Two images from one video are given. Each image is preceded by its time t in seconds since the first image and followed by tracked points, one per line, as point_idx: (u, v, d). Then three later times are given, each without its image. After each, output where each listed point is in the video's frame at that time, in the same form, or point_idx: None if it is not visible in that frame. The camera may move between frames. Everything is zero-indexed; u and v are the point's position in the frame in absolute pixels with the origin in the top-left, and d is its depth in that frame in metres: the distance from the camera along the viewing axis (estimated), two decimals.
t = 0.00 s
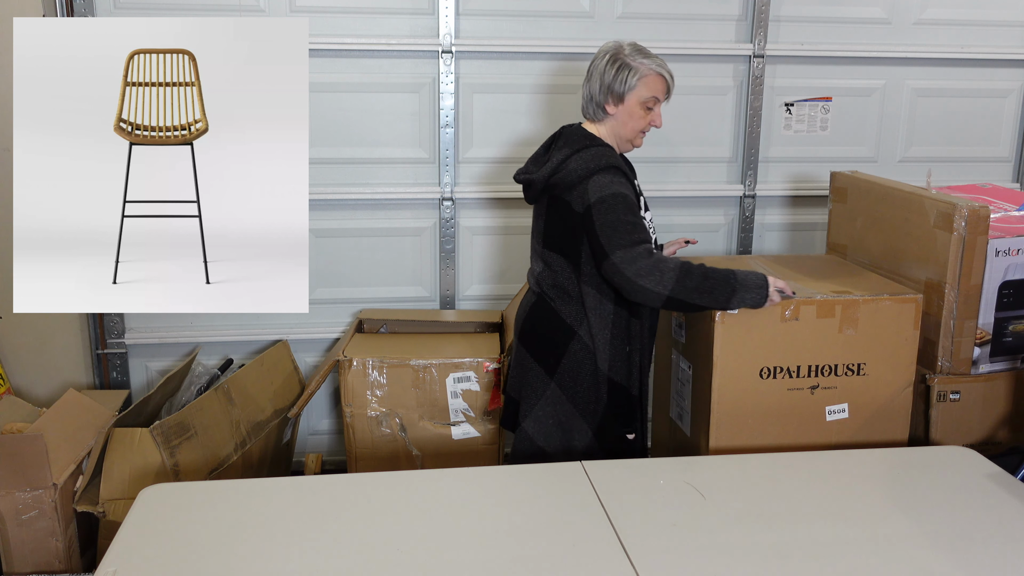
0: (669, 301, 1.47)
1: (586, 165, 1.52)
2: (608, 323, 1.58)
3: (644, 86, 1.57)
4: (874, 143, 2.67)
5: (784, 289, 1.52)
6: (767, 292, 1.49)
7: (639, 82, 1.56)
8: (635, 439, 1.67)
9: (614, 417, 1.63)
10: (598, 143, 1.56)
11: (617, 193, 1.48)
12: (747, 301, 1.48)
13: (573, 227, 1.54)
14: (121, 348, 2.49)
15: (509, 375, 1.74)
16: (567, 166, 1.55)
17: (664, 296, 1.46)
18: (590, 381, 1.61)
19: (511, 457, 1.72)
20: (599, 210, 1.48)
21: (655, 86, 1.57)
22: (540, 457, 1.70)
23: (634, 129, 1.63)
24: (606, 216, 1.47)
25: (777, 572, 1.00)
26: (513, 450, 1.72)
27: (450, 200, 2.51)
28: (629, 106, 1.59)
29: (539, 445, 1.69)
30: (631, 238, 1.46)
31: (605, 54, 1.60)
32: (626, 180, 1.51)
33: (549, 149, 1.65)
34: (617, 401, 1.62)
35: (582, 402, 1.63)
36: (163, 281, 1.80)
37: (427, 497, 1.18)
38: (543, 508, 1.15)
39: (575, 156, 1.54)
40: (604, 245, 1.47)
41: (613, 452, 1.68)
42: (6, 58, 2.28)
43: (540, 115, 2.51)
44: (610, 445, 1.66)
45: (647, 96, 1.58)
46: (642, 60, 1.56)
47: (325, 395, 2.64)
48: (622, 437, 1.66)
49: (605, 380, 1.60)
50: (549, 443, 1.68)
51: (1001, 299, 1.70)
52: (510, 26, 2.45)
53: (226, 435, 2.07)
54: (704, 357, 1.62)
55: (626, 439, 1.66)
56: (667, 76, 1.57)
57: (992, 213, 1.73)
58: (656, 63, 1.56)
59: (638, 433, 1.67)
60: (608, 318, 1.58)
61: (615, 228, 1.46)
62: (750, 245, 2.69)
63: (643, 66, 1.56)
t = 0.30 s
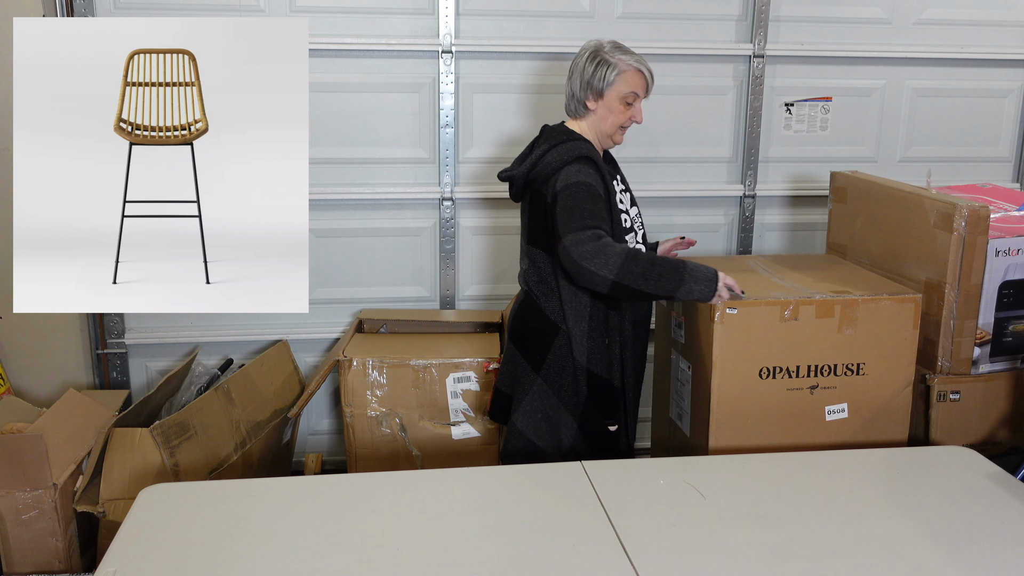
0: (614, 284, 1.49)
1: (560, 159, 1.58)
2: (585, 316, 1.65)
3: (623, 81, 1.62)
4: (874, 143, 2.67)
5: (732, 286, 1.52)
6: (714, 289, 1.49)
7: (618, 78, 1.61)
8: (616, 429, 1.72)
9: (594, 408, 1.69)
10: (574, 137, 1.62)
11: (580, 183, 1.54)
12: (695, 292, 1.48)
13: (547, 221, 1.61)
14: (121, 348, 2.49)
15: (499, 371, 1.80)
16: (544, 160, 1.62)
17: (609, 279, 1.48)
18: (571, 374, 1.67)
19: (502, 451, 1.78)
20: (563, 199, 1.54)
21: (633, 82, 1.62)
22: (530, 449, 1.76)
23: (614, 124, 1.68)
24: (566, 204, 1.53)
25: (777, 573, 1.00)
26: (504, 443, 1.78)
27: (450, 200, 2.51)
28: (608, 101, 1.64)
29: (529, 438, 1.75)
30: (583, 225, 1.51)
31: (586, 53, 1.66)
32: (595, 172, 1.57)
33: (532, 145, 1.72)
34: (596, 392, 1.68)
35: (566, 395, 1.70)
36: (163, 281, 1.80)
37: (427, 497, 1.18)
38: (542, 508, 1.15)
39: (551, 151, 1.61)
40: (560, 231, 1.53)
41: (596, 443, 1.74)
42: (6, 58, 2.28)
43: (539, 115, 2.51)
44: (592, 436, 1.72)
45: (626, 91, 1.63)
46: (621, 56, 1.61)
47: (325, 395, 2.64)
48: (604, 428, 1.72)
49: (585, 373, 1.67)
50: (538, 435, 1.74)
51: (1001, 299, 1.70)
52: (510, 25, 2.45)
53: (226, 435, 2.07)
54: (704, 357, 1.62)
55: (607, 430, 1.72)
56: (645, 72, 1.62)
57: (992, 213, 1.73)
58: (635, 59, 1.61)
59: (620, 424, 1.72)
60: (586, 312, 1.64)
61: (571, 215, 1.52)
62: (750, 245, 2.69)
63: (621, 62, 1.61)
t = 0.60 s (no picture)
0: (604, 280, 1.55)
1: (542, 159, 1.61)
2: (570, 313, 1.67)
3: (614, 76, 1.66)
4: (874, 144, 2.67)
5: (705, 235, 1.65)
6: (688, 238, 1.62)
7: (610, 74, 1.65)
8: (604, 425, 1.75)
9: (583, 403, 1.72)
10: (557, 136, 1.65)
11: (562, 187, 1.57)
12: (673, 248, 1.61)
13: (533, 222, 1.64)
14: (121, 348, 2.50)
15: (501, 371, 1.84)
16: (528, 162, 1.65)
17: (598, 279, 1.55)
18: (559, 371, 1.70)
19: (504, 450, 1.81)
20: (547, 205, 1.57)
21: (622, 76, 1.67)
22: (532, 447, 1.78)
23: (608, 119, 1.72)
24: (551, 211, 1.56)
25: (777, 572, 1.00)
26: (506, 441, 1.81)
27: (450, 200, 2.51)
28: (604, 97, 1.67)
29: (531, 437, 1.77)
30: (568, 233, 1.55)
31: (568, 54, 1.68)
32: (577, 171, 1.60)
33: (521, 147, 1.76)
34: (586, 388, 1.71)
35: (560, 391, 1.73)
36: (163, 281, 1.80)
37: (427, 497, 1.18)
38: (542, 508, 1.15)
39: (536, 153, 1.65)
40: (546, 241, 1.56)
41: (588, 440, 1.76)
42: (7, 58, 2.28)
43: (538, 115, 2.51)
44: (582, 432, 1.75)
45: (618, 85, 1.67)
46: (608, 53, 1.65)
47: (325, 395, 2.64)
48: (593, 424, 1.74)
49: (572, 369, 1.69)
50: (539, 431, 1.76)
51: (1001, 299, 1.70)
52: (510, 26, 2.45)
53: (226, 435, 2.07)
54: (705, 357, 1.63)
55: (595, 426, 1.75)
56: (630, 65, 1.67)
57: (992, 213, 1.73)
58: (620, 54, 1.66)
59: (607, 418, 1.74)
60: (572, 309, 1.67)
61: (556, 222, 1.55)
62: (750, 245, 2.69)
63: (610, 58, 1.64)
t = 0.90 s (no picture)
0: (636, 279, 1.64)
1: (555, 156, 1.65)
2: (573, 311, 1.70)
3: (615, 74, 1.72)
4: (874, 144, 2.67)
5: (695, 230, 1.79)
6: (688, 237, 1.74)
7: (611, 72, 1.70)
8: (597, 423, 1.76)
9: (579, 401, 1.74)
10: (565, 135, 1.69)
11: (590, 185, 1.62)
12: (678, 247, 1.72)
13: (545, 217, 1.66)
14: (121, 348, 2.50)
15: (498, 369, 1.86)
16: (538, 159, 1.67)
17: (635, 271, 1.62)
18: (558, 368, 1.73)
19: (500, 447, 1.84)
20: (579, 203, 1.61)
21: (619, 74, 1.74)
22: (527, 443, 1.82)
23: (610, 116, 1.77)
24: (585, 209, 1.61)
25: (777, 572, 1.00)
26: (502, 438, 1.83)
27: (450, 200, 2.51)
28: (608, 94, 1.72)
29: (526, 433, 1.81)
30: (611, 231, 1.61)
31: (566, 55, 1.71)
32: (592, 169, 1.65)
33: (522, 146, 1.79)
34: (583, 386, 1.73)
35: (556, 388, 1.76)
36: (163, 281, 1.80)
37: (427, 496, 1.18)
38: (542, 508, 1.15)
39: (546, 150, 1.67)
40: (585, 240, 1.61)
41: (580, 437, 1.78)
42: (7, 59, 2.28)
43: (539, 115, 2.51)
44: (575, 429, 1.77)
45: (618, 83, 1.73)
46: (605, 52, 1.71)
47: (325, 395, 2.64)
48: (586, 421, 1.76)
49: (572, 366, 1.72)
50: (534, 429, 1.81)
51: (1001, 299, 1.70)
52: (510, 25, 2.45)
53: (226, 435, 2.07)
54: (705, 357, 1.63)
55: (588, 423, 1.77)
56: (625, 63, 1.74)
57: (992, 213, 1.73)
58: (615, 53, 1.72)
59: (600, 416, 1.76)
60: (574, 306, 1.70)
61: (596, 220, 1.61)
62: (750, 245, 2.69)
63: (609, 57, 1.70)
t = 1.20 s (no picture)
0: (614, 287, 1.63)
1: (557, 149, 1.66)
2: (569, 306, 1.71)
3: (628, 79, 1.75)
4: (874, 143, 2.67)
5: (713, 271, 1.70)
6: (696, 278, 1.67)
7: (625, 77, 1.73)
8: (597, 419, 1.76)
9: (575, 398, 1.75)
10: (572, 130, 1.70)
11: (582, 180, 1.63)
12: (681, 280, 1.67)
13: (540, 208, 1.68)
14: (121, 348, 2.50)
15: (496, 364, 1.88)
16: (541, 152, 1.70)
17: (610, 284, 1.63)
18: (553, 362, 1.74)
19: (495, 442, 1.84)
20: (566, 196, 1.62)
21: (631, 79, 1.77)
22: (521, 440, 1.82)
23: (621, 120, 1.80)
24: (570, 203, 1.62)
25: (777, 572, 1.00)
26: (498, 434, 1.84)
27: (450, 200, 2.51)
28: (622, 98, 1.75)
29: (520, 428, 1.81)
30: (589, 230, 1.62)
31: (581, 60, 1.72)
32: (592, 166, 1.65)
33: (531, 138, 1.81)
34: (579, 382, 1.74)
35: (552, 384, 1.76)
36: (163, 281, 1.80)
37: (427, 497, 1.18)
38: (542, 508, 1.15)
39: (550, 143, 1.69)
40: (562, 234, 1.63)
41: (579, 434, 1.78)
42: (7, 59, 2.28)
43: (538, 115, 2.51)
44: (574, 426, 1.77)
45: (630, 87, 1.76)
46: (618, 58, 1.73)
47: (325, 395, 2.64)
48: (586, 418, 1.76)
49: (567, 362, 1.73)
50: (529, 426, 1.81)
51: (1001, 299, 1.70)
52: (510, 26, 2.45)
53: (226, 435, 2.07)
54: (705, 357, 1.63)
55: (589, 419, 1.76)
56: (636, 67, 1.77)
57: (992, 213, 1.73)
58: (626, 58, 1.75)
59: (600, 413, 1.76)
60: (571, 302, 1.71)
61: (577, 216, 1.62)
62: (749, 245, 2.69)
63: (622, 62, 1.73)
